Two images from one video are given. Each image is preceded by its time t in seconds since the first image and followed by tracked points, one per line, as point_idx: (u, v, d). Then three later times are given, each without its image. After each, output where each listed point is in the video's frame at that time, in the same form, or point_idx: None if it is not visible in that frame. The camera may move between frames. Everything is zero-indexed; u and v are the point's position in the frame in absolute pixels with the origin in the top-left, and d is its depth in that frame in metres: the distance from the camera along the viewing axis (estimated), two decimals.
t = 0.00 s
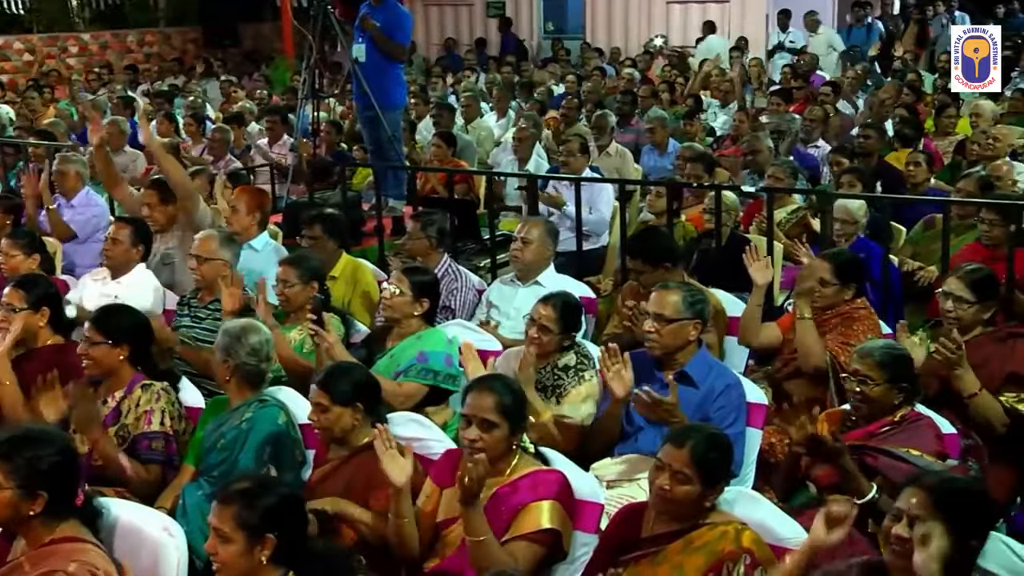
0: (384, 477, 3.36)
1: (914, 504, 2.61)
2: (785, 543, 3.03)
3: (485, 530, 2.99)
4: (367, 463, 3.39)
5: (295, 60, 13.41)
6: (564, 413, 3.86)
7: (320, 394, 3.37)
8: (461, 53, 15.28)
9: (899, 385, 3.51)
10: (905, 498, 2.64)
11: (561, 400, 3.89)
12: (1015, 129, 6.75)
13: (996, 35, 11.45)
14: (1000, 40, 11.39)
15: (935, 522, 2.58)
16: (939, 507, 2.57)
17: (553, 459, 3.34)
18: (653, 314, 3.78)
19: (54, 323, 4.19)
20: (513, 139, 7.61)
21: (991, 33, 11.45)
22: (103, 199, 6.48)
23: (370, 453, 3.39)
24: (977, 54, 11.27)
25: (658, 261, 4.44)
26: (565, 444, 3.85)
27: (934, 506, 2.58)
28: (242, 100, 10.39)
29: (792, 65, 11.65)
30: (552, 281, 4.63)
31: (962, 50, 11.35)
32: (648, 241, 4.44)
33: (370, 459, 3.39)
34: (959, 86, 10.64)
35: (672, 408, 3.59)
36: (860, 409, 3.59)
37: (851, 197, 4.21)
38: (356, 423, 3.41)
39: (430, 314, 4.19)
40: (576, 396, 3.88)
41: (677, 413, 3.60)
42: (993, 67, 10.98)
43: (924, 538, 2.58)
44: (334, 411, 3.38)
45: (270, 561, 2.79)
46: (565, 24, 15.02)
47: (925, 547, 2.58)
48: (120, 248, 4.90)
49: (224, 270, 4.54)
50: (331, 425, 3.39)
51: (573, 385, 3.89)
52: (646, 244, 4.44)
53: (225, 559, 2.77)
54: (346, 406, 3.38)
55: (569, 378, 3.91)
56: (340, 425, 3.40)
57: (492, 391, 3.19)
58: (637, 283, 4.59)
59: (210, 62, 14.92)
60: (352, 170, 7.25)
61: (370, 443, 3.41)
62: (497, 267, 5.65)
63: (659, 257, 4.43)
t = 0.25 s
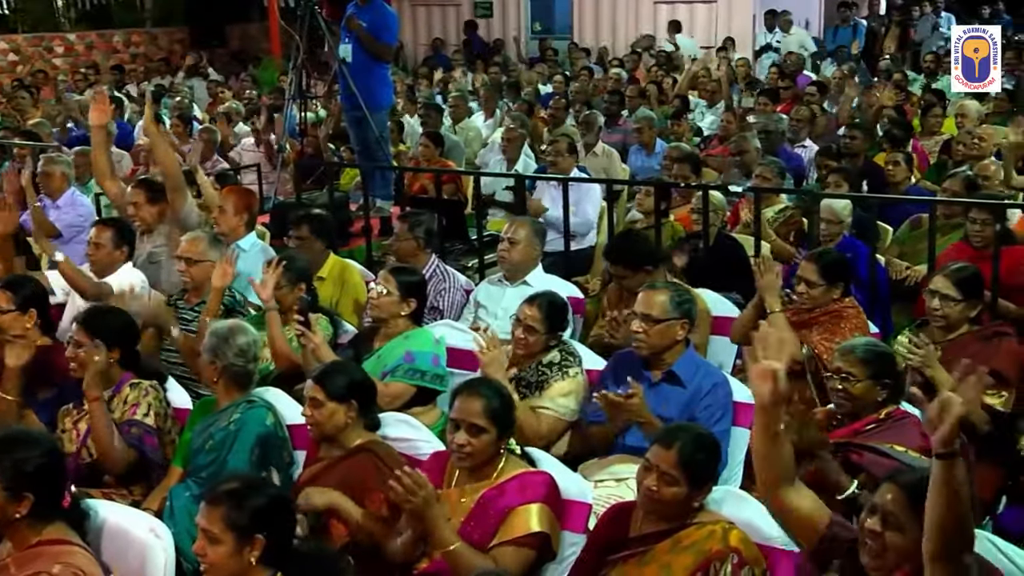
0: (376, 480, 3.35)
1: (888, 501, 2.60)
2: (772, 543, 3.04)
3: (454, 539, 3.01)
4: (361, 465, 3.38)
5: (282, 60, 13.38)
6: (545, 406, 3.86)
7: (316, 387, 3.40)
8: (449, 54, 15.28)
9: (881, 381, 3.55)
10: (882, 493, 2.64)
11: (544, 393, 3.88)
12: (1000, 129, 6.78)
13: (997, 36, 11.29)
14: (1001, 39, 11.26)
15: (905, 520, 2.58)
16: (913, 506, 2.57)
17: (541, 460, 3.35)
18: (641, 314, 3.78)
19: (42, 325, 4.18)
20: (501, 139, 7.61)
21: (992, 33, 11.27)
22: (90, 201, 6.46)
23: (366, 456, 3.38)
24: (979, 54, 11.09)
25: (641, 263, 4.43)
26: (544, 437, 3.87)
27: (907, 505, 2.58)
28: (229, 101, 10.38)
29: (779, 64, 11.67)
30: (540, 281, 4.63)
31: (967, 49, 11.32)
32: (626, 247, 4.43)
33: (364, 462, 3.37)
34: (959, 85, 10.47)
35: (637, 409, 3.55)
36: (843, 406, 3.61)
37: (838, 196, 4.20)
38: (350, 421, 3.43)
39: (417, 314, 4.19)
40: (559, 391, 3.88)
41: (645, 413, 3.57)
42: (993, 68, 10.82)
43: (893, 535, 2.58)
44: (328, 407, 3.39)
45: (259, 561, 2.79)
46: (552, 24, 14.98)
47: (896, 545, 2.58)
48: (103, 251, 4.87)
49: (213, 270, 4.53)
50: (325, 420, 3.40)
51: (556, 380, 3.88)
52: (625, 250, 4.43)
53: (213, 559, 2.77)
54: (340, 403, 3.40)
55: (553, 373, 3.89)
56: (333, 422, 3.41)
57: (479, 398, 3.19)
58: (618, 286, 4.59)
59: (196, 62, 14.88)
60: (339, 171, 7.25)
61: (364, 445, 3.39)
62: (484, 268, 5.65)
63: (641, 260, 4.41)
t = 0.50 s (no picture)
0: (356, 481, 3.37)
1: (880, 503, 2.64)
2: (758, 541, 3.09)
3: (449, 530, 2.96)
4: (343, 467, 3.39)
5: (270, 60, 13.35)
6: (548, 421, 3.88)
7: (310, 387, 3.41)
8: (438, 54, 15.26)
9: (870, 382, 3.56)
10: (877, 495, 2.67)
11: (538, 405, 3.89)
12: (986, 128, 6.80)
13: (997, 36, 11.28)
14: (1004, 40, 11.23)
15: (900, 520, 2.61)
16: (906, 505, 2.60)
17: (530, 460, 3.34)
18: (629, 313, 3.79)
19: (30, 325, 4.16)
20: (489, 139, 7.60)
21: (993, 32, 11.28)
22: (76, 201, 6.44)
23: (355, 457, 3.39)
24: (978, 55, 10.88)
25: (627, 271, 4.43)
26: (551, 449, 3.90)
27: (902, 505, 2.62)
28: (218, 101, 10.36)
29: (768, 64, 11.67)
30: (528, 282, 4.63)
31: (966, 48, 11.10)
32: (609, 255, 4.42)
33: (348, 464, 3.39)
34: (958, 85, 10.41)
35: (635, 404, 3.53)
36: (831, 406, 3.62)
37: (825, 196, 4.19)
38: (343, 424, 3.45)
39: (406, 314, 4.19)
40: (553, 401, 3.89)
41: (643, 409, 3.56)
42: (991, 68, 10.70)
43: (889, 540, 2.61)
44: (320, 408, 3.41)
45: (246, 559, 2.78)
46: (541, 24, 14.96)
47: (893, 544, 2.62)
48: (89, 252, 4.94)
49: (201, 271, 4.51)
50: (318, 421, 3.42)
51: (549, 389, 3.89)
52: (607, 258, 4.43)
53: (201, 558, 2.76)
54: (333, 405, 3.41)
55: (545, 382, 3.90)
56: (326, 423, 3.42)
57: (471, 394, 3.19)
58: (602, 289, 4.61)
59: (184, 62, 14.85)
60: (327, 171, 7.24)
61: (353, 446, 3.40)
62: (473, 268, 5.65)
63: (626, 267, 4.42)
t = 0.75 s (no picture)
0: (348, 485, 3.38)
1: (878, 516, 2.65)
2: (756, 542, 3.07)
3: (437, 530, 2.98)
4: (338, 468, 3.41)
5: (266, 59, 13.34)
6: (541, 417, 3.89)
7: (313, 386, 3.42)
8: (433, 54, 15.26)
9: (868, 383, 3.56)
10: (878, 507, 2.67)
11: (534, 403, 3.90)
12: (981, 128, 6.81)
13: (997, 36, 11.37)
14: (1002, 39, 11.27)
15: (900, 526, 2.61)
16: (904, 512, 2.60)
17: (527, 460, 3.34)
18: (625, 313, 3.80)
19: (26, 326, 4.16)
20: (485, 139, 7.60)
21: (993, 33, 11.38)
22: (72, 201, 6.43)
23: (350, 458, 3.41)
24: (977, 54, 10.98)
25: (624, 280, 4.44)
26: (542, 446, 3.88)
27: (898, 513, 2.61)
28: (213, 100, 10.35)
29: (763, 64, 11.68)
30: (524, 282, 4.63)
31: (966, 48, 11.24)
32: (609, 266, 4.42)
33: (342, 465, 3.41)
34: (958, 85, 10.43)
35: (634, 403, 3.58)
36: (829, 408, 3.62)
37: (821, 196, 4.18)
38: (343, 425, 3.45)
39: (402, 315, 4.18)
40: (549, 399, 3.90)
41: (639, 408, 3.61)
42: (991, 67, 10.59)
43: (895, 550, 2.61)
44: (323, 407, 3.41)
45: (239, 553, 2.77)
46: (537, 24, 14.87)
47: (899, 552, 2.61)
48: (84, 252, 4.99)
49: (198, 271, 4.50)
50: (317, 420, 3.42)
51: (546, 388, 3.90)
52: (606, 268, 4.43)
53: (195, 552, 2.75)
54: (335, 406, 3.42)
55: (541, 380, 3.91)
56: (326, 423, 3.43)
57: (467, 398, 3.17)
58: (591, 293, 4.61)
59: (179, 63, 14.84)
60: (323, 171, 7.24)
61: (348, 448, 3.42)
62: (469, 269, 5.66)
63: (623, 276, 4.42)
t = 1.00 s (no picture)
0: (352, 483, 3.39)
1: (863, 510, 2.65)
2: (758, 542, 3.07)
3: (435, 546, 3.06)
4: (342, 466, 3.42)
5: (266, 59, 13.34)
6: (540, 419, 3.87)
7: (316, 383, 3.42)
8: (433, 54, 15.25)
9: (866, 382, 3.57)
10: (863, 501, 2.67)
11: (534, 404, 3.88)
12: (981, 128, 6.80)
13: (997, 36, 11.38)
14: (1002, 38, 11.26)
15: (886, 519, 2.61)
16: (887, 506, 2.60)
17: (527, 460, 3.34)
18: (626, 313, 3.81)
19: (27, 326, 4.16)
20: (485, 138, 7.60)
21: (992, 33, 11.38)
22: (72, 201, 6.42)
23: (351, 458, 3.42)
24: (978, 54, 10.99)
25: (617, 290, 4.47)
26: (547, 450, 3.87)
27: (882, 507, 2.62)
28: (213, 100, 10.35)
29: (763, 64, 11.67)
30: (524, 282, 4.63)
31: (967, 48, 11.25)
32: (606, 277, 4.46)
33: (345, 464, 3.41)
34: (956, 85, 10.42)
35: (625, 411, 3.54)
36: (827, 407, 3.64)
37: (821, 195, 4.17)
38: (345, 423, 3.46)
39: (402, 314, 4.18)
40: (549, 400, 3.88)
41: (632, 415, 3.58)
42: (992, 67, 10.60)
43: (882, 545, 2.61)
44: (326, 405, 3.41)
45: (234, 544, 2.77)
46: (537, 23, 14.93)
47: (887, 545, 2.61)
48: (84, 251, 4.90)
49: (199, 270, 4.49)
50: (320, 417, 3.42)
51: (545, 388, 3.89)
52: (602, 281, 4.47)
53: (193, 548, 2.76)
54: (337, 404, 3.42)
55: (541, 381, 3.90)
56: (328, 421, 3.43)
57: (468, 395, 3.18)
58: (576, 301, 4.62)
59: (179, 62, 14.84)
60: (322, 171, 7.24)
61: (351, 446, 3.43)
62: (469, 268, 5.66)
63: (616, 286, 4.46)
